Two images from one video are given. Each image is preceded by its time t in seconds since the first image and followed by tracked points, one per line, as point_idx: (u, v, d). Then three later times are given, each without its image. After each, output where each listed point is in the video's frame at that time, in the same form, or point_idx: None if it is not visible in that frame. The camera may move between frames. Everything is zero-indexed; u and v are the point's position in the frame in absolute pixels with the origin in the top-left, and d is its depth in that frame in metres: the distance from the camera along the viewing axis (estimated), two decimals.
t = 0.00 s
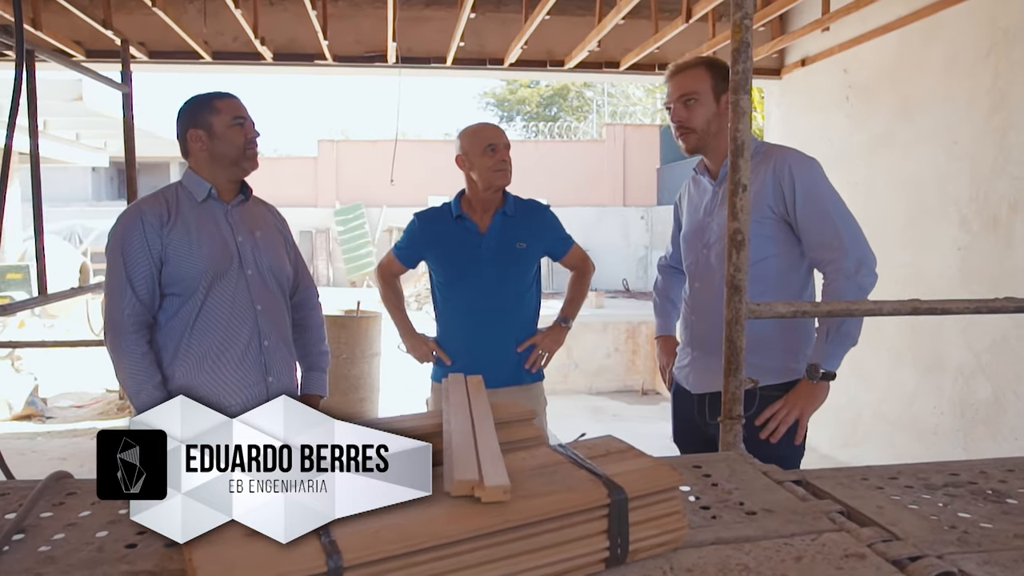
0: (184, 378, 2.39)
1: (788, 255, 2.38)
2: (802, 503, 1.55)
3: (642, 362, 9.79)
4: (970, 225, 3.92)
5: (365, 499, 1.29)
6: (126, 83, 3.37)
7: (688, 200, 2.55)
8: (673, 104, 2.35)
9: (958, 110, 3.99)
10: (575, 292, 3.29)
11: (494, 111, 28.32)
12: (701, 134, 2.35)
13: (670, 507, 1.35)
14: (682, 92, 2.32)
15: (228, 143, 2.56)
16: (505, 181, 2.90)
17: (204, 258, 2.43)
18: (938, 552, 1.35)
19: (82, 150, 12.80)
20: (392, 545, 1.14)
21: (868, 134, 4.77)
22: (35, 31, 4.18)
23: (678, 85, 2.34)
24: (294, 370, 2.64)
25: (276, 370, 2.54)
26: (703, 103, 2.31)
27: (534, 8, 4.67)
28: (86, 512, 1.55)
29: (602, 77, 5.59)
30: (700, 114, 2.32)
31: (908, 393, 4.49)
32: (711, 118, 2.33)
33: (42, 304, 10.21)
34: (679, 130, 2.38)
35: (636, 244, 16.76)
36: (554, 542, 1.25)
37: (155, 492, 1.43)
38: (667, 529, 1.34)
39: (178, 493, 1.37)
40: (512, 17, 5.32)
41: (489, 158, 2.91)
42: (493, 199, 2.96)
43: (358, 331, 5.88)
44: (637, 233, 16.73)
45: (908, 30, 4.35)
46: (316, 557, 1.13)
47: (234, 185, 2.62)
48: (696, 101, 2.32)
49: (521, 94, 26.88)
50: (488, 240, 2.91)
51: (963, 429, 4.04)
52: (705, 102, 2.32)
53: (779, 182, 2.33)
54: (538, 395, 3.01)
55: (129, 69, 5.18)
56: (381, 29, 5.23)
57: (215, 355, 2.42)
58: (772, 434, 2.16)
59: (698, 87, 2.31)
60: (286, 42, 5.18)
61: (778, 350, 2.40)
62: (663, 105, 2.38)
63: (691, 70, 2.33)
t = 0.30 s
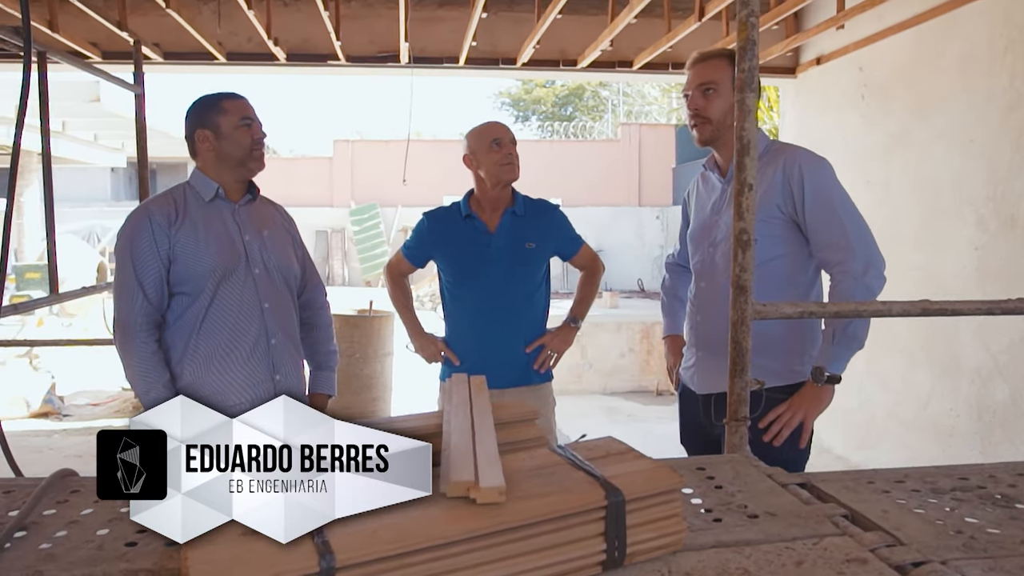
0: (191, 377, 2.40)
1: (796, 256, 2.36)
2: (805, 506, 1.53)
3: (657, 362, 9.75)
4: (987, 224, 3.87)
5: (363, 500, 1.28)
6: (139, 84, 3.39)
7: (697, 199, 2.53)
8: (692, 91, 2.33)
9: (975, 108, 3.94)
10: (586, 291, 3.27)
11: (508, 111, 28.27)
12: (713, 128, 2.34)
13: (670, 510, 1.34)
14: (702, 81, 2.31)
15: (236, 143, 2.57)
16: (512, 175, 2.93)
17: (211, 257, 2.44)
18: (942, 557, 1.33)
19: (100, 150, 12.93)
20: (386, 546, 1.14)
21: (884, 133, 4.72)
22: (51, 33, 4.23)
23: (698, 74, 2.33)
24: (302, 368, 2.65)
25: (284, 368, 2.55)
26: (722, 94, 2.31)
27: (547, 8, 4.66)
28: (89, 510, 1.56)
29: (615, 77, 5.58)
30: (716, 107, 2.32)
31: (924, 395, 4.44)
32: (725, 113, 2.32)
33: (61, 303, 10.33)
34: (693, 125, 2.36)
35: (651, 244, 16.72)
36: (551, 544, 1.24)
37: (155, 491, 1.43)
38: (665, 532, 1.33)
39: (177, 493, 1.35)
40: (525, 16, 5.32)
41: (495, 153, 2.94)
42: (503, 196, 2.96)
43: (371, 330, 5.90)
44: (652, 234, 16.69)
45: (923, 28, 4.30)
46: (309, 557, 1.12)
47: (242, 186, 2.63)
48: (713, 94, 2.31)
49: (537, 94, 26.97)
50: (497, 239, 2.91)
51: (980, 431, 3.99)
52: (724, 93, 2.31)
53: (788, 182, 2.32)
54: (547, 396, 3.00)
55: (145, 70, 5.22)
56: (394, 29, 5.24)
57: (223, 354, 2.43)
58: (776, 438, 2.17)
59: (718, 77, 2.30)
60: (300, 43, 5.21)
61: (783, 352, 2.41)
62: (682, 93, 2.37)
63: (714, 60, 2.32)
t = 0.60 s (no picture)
0: (200, 378, 2.42)
1: (809, 260, 2.36)
2: (811, 514, 1.51)
3: (672, 363, 9.71)
4: (1006, 225, 3.81)
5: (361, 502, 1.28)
6: (153, 87, 3.42)
7: (710, 200, 2.52)
8: (709, 89, 2.32)
9: (993, 107, 3.88)
10: (596, 294, 3.26)
11: (524, 111, 28.24)
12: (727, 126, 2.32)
13: (670, 517, 1.33)
14: (720, 79, 2.29)
15: (244, 145, 2.58)
16: (521, 177, 2.94)
17: (220, 259, 2.45)
18: (949, 568, 1.31)
19: (120, 151, 13.06)
20: (380, 552, 1.13)
21: (900, 133, 4.67)
22: (68, 36, 4.27)
23: (716, 72, 2.32)
24: (310, 369, 2.65)
25: (292, 369, 2.56)
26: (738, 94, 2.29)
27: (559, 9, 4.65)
28: (94, 512, 1.57)
29: (629, 77, 5.56)
30: (732, 106, 2.30)
31: (942, 398, 4.38)
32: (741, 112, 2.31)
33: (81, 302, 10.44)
34: (708, 123, 2.35)
35: (668, 244, 16.65)
36: (548, 552, 1.23)
37: (156, 492, 1.41)
38: (665, 540, 1.31)
39: (177, 493, 1.34)
40: (538, 17, 5.32)
41: (504, 155, 2.96)
42: (512, 198, 2.97)
43: (384, 331, 5.91)
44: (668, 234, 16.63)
45: (940, 27, 4.25)
46: (302, 562, 1.12)
47: (250, 187, 2.64)
48: (730, 93, 2.30)
49: (553, 94, 26.96)
50: (507, 241, 2.90)
51: (999, 435, 3.93)
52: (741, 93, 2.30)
53: (803, 185, 2.31)
54: (556, 398, 2.98)
55: (161, 72, 5.27)
56: (408, 31, 5.25)
57: (231, 355, 2.44)
58: (783, 443, 2.14)
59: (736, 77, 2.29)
60: (314, 45, 5.23)
61: (794, 357, 2.38)
62: (699, 91, 2.36)
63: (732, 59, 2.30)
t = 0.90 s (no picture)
0: (203, 376, 2.43)
1: (818, 259, 2.34)
2: (809, 514, 1.49)
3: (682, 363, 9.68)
4: (1018, 225, 3.76)
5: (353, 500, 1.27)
6: (160, 87, 3.43)
7: (718, 198, 2.51)
8: (718, 85, 2.32)
9: (1006, 105, 3.84)
10: (600, 293, 3.26)
11: (535, 111, 28.22)
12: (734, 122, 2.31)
13: (664, 517, 1.32)
14: (728, 74, 2.30)
15: (247, 145, 2.59)
16: (526, 177, 2.93)
17: (222, 257, 2.45)
18: (948, 569, 1.29)
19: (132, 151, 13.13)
20: (368, 550, 1.13)
21: (912, 131, 4.62)
22: (78, 37, 4.29)
23: (726, 67, 2.32)
24: (313, 367, 2.66)
25: (294, 367, 2.56)
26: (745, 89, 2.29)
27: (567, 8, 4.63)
28: (90, 508, 1.57)
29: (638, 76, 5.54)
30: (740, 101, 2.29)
31: (953, 399, 4.34)
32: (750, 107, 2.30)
33: (94, 301, 10.52)
34: (715, 118, 2.34)
35: (679, 244, 16.61)
36: (539, 550, 1.22)
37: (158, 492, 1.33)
38: (657, 540, 1.30)
39: (177, 493, 1.30)
40: (547, 16, 5.30)
41: (508, 154, 2.95)
42: (515, 197, 2.97)
43: (392, 330, 5.92)
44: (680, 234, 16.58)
45: (952, 24, 4.21)
46: (289, 561, 1.12)
47: (252, 187, 2.64)
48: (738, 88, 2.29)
49: (565, 94, 26.94)
50: (511, 240, 2.92)
51: (1010, 436, 3.89)
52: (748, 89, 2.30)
53: (813, 184, 2.29)
54: (560, 397, 2.99)
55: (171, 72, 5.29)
56: (416, 30, 5.25)
57: (233, 353, 2.45)
58: (794, 447, 2.12)
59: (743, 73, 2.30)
60: (322, 45, 5.25)
61: (801, 358, 2.37)
62: (708, 86, 2.36)
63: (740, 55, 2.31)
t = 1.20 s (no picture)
0: (201, 376, 2.44)
1: (821, 261, 2.33)
2: (800, 516, 1.48)
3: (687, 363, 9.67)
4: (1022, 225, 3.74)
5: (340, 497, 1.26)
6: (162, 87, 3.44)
7: (719, 197, 2.50)
8: (723, 79, 2.29)
9: (1011, 104, 3.81)
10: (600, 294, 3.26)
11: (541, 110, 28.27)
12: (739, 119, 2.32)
13: (650, 518, 1.31)
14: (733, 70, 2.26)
15: (246, 145, 2.59)
16: (525, 178, 2.94)
17: (220, 257, 2.46)
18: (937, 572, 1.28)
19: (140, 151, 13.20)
20: (351, 549, 1.13)
21: (917, 132, 4.60)
22: (83, 38, 4.31)
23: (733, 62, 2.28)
24: (310, 367, 2.66)
25: (291, 368, 2.56)
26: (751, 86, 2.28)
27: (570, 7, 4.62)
28: (82, 507, 1.57)
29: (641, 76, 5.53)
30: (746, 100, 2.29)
31: (957, 400, 4.32)
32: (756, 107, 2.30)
33: (100, 300, 10.57)
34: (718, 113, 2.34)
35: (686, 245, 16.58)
36: (525, 551, 1.22)
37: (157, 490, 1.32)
38: (644, 541, 1.30)
39: (177, 493, 1.28)
40: (550, 16, 5.31)
41: (508, 155, 2.95)
42: (514, 198, 2.97)
43: (396, 330, 5.93)
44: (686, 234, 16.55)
45: (957, 24, 4.19)
46: (272, 560, 1.12)
47: (251, 186, 2.65)
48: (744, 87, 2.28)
49: (571, 94, 27.00)
50: (510, 240, 2.92)
51: (1014, 437, 3.86)
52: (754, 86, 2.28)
53: (816, 186, 2.27)
54: (559, 396, 2.99)
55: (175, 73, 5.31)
56: (419, 30, 5.26)
57: (231, 353, 2.46)
58: (792, 449, 2.11)
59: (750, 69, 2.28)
60: (326, 45, 5.26)
61: (801, 360, 2.35)
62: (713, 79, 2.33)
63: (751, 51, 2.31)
